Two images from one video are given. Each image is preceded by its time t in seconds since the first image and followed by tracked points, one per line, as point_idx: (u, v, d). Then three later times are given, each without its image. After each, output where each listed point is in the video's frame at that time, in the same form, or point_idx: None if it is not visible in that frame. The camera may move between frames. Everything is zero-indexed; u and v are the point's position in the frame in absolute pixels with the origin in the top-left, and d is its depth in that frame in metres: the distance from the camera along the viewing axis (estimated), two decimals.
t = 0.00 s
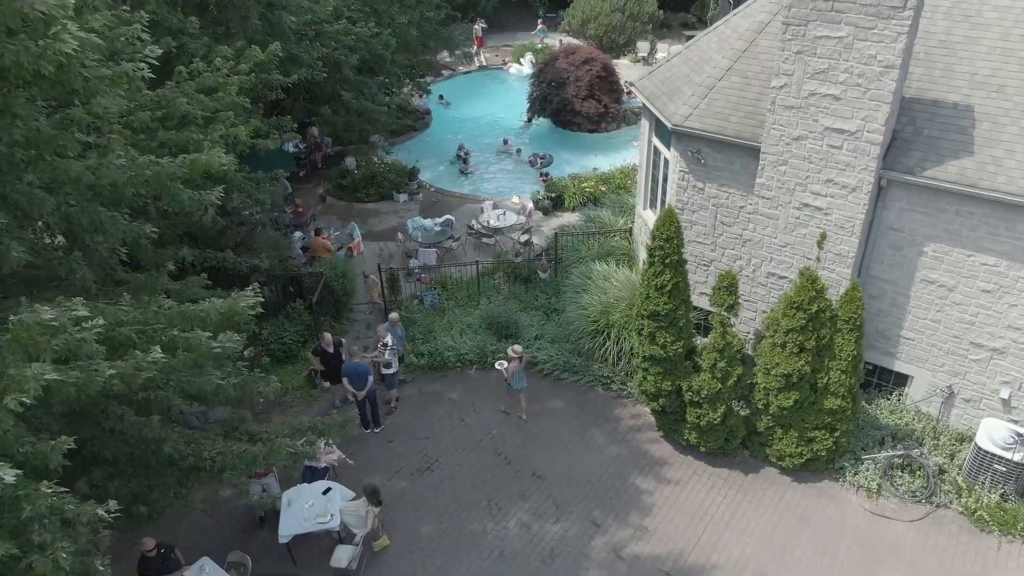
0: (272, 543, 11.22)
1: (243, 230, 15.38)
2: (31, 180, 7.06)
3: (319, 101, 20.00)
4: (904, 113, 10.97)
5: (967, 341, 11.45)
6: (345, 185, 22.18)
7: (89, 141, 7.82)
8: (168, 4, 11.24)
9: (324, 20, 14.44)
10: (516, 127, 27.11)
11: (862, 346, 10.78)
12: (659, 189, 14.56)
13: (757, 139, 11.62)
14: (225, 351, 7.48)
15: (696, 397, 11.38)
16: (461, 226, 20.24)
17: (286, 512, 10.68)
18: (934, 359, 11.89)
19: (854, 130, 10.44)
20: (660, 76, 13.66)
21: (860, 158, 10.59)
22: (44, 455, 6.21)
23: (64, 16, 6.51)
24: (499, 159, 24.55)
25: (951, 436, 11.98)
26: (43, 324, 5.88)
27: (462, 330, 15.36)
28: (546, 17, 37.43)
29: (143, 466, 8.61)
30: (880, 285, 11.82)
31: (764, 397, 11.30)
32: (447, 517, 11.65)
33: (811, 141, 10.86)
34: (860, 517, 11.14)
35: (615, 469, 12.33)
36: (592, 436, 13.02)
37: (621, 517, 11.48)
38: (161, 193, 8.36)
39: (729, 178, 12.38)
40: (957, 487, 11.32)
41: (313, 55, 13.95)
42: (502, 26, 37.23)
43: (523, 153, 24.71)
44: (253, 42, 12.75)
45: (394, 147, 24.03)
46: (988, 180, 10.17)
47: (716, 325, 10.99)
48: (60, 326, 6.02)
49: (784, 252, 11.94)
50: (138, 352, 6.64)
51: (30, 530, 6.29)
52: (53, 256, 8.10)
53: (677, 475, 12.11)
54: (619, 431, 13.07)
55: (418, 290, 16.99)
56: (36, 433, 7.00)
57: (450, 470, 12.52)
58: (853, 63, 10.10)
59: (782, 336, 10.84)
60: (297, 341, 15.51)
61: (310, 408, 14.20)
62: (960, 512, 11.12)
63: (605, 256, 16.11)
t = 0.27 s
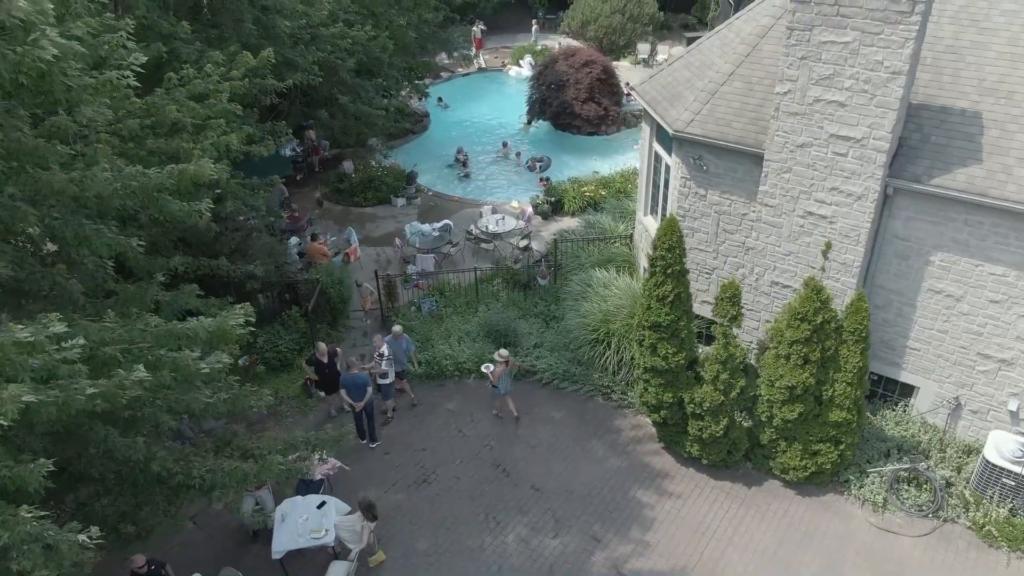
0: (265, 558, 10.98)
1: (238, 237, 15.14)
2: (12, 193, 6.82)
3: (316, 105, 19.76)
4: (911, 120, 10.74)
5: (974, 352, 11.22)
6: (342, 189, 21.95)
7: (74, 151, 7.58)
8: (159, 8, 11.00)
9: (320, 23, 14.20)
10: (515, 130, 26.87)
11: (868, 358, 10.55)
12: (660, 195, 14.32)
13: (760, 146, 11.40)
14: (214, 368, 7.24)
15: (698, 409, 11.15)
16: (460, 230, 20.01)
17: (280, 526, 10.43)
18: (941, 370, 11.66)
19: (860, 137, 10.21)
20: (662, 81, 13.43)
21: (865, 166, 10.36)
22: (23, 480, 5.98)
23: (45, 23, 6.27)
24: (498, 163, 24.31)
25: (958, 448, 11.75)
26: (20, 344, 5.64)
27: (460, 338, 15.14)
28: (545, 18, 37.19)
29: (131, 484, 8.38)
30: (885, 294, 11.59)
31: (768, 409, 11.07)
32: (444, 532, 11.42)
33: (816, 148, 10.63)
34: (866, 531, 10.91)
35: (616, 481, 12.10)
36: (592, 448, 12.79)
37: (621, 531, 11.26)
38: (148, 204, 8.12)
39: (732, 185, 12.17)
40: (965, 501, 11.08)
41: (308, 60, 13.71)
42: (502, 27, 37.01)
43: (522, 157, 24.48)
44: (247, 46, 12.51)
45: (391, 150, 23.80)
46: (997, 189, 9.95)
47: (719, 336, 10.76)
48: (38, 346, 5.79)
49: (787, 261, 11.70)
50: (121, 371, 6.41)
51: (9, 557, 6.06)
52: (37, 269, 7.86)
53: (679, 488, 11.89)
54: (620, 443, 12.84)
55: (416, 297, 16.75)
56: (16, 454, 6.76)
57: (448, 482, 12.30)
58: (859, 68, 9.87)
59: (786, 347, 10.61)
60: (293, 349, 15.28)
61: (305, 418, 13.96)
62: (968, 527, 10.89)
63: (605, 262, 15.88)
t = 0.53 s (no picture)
0: None
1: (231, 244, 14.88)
2: None
3: (312, 109, 19.50)
4: (918, 128, 10.47)
5: (984, 365, 10.95)
6: (339, 194, 21.68)
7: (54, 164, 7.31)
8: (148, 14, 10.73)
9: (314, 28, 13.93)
10: (514, 134, 26.60)
11: (875, 373, 10.28)
12: (661, 203, 14.05)
13: (764, 154, 11.13)
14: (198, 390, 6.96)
15: (701, 424, 10.88)
16: (458, 236, 19.74)
17: (271, 545, 10.10)
18: (949, 384, 11.40)
19: (867, 146, 9.94)
20: (663, 86, 13.16)
21: (872, 176, 10.09)
22: None
23: (19, 33, 5.99)
24: (497, 167, 24.04)
25: (966, 463, 11.48)
26: None
27: (457, 348, 14.87)
28: (545, 20, 36.91)
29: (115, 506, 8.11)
30: (892, 306, 11.32)
31: (772, 424, 10.80)
32: (440, 549, 11.16)
33: (822, 157, 10.36)
34: (873, 550, 10.63)
35: (616, 497, 11.83)
36: (591, 462, 12.52)
37: (622, 549, 10.99)
38: (132, 218, 7.85)
39: (735, 193, 11.90)
40: (974, 518, 10.81)
41: (301, 65, 13.44)
42: (501, 29, 36.73)
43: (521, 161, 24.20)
44: (239, 52, 12.24)
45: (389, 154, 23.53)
46: (1008, 200, 9.68)
47: (722, 349, 10.49)
48: (10, 372, 5.51)
49: (791, 272, 11.42)
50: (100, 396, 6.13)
51: None
52: (17, 286, 7.60)
53: (681, 503, 11.61)
54: (620, 456, 12.57)
55: (413, 305, 16.48)
56: None
57: (444, 498, 12.04)
58: (866, 76, 9.59)
59: (791, 362, 10.34)
60: (287, 359, 15.01)
61: (299, 431, 13.69)
62: (977, 545, 10.61)
63: (605, 271, 15.61)
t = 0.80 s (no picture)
0: None
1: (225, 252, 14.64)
2: None
3: (308, 113, 19.26)
4: (926, 136, 10.24)
5: (992, 378, 10.72)
6: (336, 198, 21.45)
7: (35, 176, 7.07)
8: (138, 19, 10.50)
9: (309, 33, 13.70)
10: (513, 137, 26.36)
11: (881, 386, 10.05)
12: (662, 210, 13.82)
13: (768, 162, 10.91)
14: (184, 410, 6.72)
15: (703, 438, 10.65)
16: (456, 242, 19.51)
17: (265, 562, 9.83)
18: (956, 396, 11.17)
19: (873, 155, 9.71)
20: (664, 92, 12.93)
21: (878, 185, 9.86)
22: None
23: None
24: (496, 171, 23.80)
25: (974, 477, 11.25)
26: None
27: (455, 357, 14.64)
28: (545, 21, 36.67)
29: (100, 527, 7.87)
30: (898, 317, 11.08)
31: (776, 439, 10.57)
32: (437, 565, 10.93)
33: (827, 166, 10.13)
34: (879, 567, 10.40)
35: (616, 511, 11.59)
36: (591, 474, 12.27)
37: (623, 565, 10.76)
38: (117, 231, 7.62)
39: (737, 202, 11.68)
40: (982, 534, 10.56)
41: (296, 70, 13.20)
42: (500, 31, 36.49)
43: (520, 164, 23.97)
44: (232, 57, 12.00)
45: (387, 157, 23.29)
46: (1018, 210, 9.45)
47: (725, 362, 10.25)
48: None
49: (795, 282, 11.18)
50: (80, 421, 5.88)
51: None
52: None
53: (683, 518, 11.37)
54: (621, 469, 12.33)
55: (411, 312, 16.23)
56: None
57: (441, 512, 11.81)
58: (873, 83, 9.36)
59: (795, 375, 10.11)
60: (282, 368, 14.78)
61: (293, 442, 13.46)
62: (986, 562, 10.37)
63: (606, 278, 15.38)
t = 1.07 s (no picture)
0: None
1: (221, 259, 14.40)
2: None
3: (305, 117, 19.02)
4: (933, 144, 10.01)
5: (1001, 391, 10.49)
6: (333, 203, 21.23)
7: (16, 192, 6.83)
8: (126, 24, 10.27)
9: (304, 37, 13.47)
10: (513, 140, 26.13)
11: (888, 401, 9.82)
12: (663, 218, 13.59)
13: (772, 170, 10.68)
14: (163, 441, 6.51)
15: (706, 453, 10.42)
16: (455, 248, 19.29)
17: None
18: (963, 409, 10.93)
19: (880, 164, 9.48)
20: (665, 97, 12.71)
21: (885, 195, 9.63)
22: None
23: None
24: (495, 175, 23.56)
25: (982, 491, 11.01)
26: None
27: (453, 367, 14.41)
28: (545, 23, 36.44)
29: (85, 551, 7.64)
30: (905, 328, 10.84)
31: (780, 453, 10.33)
32: None
33: (832, 175, 9.90)
34: None
35: (617, 526, 11.35)
36: (591, 488, 12.04)
37: None
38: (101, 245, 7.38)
39: (740, 210, 11.47)
40: (991, 551, 10.32)
41: (291, 76, 12.97)
42: (500, 32, 36.27)
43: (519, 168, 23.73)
44: (224, 62, 11.76)
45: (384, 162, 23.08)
46: None
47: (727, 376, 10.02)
48: None
49: (799, 292, 10.93)
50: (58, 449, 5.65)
51: None
52: None
53: (685, 533, 11.14)
54: (621, 482, 12.09)
55: (408, 320, 15.92)
56: None
57: (438, 526, 11.58)
58: (880, 91, 9.12)
59: (800, 390, 9.88)
60: (277, 378, 14.55)
61: (288, 455, 13.23)
62: None
63: (606, 286, 15.14)
